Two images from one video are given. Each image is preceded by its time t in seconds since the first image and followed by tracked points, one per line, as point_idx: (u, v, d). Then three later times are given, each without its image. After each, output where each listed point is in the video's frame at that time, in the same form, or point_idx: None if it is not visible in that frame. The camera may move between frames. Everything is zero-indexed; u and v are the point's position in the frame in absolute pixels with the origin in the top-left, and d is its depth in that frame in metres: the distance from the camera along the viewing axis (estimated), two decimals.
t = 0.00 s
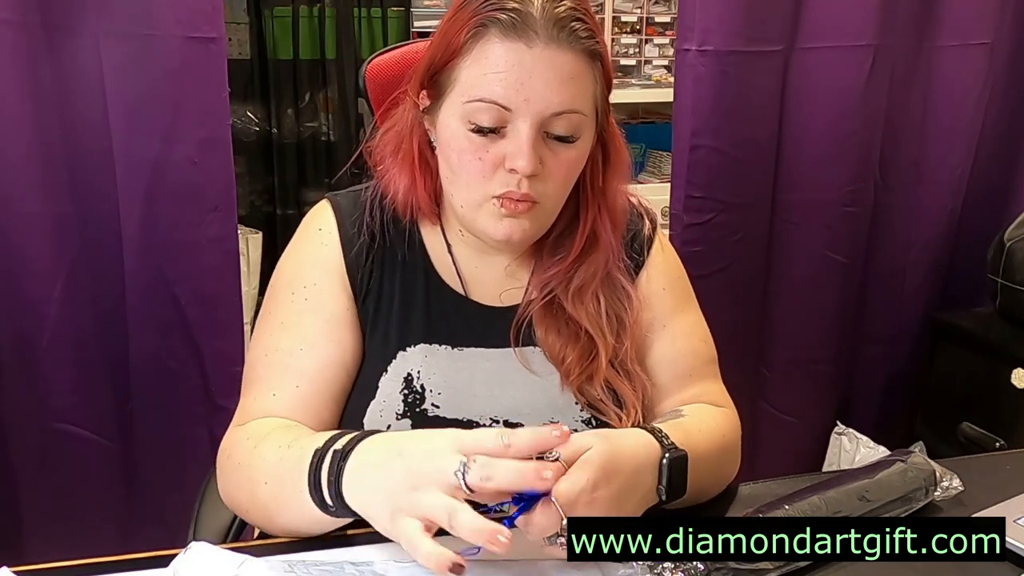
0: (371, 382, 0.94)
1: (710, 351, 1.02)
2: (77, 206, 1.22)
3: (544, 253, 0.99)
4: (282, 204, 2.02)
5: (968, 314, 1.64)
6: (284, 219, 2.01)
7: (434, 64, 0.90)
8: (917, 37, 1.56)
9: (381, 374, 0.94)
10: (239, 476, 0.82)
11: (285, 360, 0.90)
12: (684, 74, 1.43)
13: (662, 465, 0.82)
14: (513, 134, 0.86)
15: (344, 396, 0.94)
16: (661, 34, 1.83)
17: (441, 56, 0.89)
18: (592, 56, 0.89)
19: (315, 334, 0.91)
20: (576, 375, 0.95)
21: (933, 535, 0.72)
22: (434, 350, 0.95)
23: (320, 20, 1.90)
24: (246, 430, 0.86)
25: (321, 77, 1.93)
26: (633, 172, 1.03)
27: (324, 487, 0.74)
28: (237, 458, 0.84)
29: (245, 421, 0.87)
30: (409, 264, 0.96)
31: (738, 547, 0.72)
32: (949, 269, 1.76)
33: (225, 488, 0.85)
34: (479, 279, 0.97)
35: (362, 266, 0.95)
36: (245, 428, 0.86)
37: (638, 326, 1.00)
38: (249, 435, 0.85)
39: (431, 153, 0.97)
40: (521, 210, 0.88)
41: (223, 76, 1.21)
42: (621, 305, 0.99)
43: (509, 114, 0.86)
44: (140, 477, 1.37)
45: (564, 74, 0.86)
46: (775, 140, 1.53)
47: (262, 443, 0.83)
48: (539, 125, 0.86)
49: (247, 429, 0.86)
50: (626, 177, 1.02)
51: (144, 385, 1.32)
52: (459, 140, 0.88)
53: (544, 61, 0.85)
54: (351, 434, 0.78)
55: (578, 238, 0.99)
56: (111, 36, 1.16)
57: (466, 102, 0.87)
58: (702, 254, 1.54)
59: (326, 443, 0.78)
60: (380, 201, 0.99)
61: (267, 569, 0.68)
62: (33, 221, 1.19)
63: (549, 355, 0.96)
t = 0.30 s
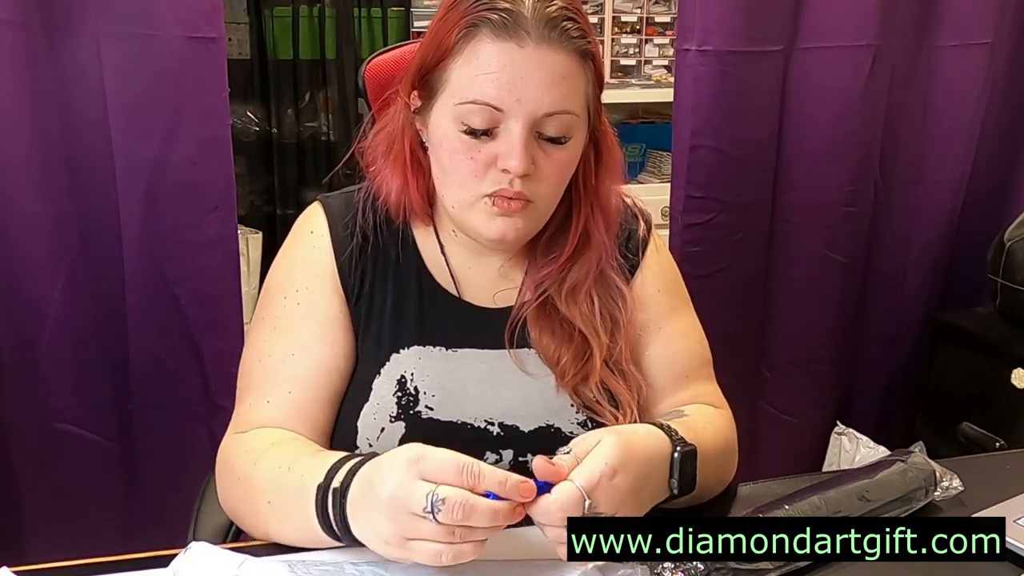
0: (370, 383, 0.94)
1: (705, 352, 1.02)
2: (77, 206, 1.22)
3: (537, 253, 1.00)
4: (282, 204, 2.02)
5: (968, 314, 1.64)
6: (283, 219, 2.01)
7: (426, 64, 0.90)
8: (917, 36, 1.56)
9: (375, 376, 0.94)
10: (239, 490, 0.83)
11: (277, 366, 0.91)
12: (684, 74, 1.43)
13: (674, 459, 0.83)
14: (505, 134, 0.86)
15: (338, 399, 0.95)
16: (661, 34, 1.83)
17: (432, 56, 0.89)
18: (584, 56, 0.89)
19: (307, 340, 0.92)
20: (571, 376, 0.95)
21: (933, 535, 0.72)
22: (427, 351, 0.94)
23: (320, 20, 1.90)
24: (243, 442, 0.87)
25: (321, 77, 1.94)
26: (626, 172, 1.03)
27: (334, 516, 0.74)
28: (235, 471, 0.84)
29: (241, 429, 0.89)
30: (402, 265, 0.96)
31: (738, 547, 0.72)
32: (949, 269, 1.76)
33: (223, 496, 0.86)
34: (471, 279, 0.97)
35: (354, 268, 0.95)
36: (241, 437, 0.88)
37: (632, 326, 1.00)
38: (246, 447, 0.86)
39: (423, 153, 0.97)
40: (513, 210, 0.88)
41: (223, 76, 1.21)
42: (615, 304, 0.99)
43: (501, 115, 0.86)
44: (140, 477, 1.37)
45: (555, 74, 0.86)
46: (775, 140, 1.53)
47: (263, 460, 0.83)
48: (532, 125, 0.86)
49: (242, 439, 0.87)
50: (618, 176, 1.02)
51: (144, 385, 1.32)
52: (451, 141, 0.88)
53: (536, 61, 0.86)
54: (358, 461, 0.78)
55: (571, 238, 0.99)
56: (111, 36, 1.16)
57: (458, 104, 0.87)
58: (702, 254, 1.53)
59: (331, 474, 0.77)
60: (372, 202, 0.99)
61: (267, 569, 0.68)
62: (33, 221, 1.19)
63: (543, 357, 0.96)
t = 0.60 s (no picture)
0: (370, 383, 0.94)
1: (704, 348, 1.02)
2: (77, 206, 1.22)
3: (535, 249, 1.00)
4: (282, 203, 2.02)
5: (968, 314, 1.64)
6: (284, 219, 2.01)
7: (419, 64, 0.90)
8: (917, 36, 1.56)
9: (377, 374, 0.94)
10: (280, 484, 0.82)
11: (291, 362, 0.90)
12: (684, 74, 1.43)
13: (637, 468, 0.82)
14: (500, 131, 0.86)
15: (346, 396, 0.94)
16: (661, 34, 1.83)
17: (425, 56, 0.89)
18: (575, 50, 0.89)
19: (319, 335, 0.91)
20: (569, 373, 0.95)
21: (933, 535, 0.72)
22: (429, 349, 0.94)
23: (320, 20, 1.90)
24: (277, 435, 0.86)
25: (321, 77, 1.93)
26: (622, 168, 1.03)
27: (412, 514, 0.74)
28: (274, 466, 0.83)
29: (256, 425, 0.88)
30: (403, 263, 0.96)
31: (738, 548, 0.72)
32: (949, 269, 1.76)
33: (250, 493, 0.85)
34: (471, 278, 0.97)
35: (357, 266, 0.95)
36: (267, 433, 0.87)
37: (630, 322, 1.00)
38: (281, 442, 0.85)
39: (419, 152, 0.98)
40: (513, 208, 0.88)
41: (223, 76, 1.21)
42: (612, 299, 0.99)
43: (496, 112, 0.86)
44: (140, 477, 1.37)
45: (548, 69, 0.86)
46: (775, 140, 1.53)
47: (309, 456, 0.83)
48: (526, 122, 0.86)
49: (265, 434, 0.87)
50: (614, 173, 1.02)
51: (144, 385, 1.32)
52: (446, 139, 0.88)
53: (528, 57, 0.86)
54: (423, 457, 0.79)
55: (567, 233, 0.99)
56: (111, 36, 1.16)
57: (452, 102, 0.87)
58: (702, 254, 1.53)
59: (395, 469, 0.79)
60: (369, 201, 0.99)
61: (268, 569, 0.68)
62: (33, 220, 1.19)
63: (542, 355, 0.96)
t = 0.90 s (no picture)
0: (371, 382, 0.94)
1: (709, 349, 1.01)
2: (76, 206, 1.22)
3: (543, 248, 1.00)
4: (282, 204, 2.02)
5: (968, 314, 1.64)
6: (283, 219, 2.01)
7: (428, 64, 0.90)
8: (917, 37, 1.56)
9: (387, 370, 0.94)
10: (306, 479, 0.82)
11: (303, 359, 0.90)
12: (684, 74, 1.43)
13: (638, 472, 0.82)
14: (509, 129, 0.86)
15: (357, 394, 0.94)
16: (661, 34, 1.83)
17: (435, 56, 0.89)
18: (583, 50, 0.89)
19: (331, 331, 0.91)
20: (576, 371, 0.96)
21: (934, 535, 0.72)
22: (438, 345, 0.94)
23: (320, 20, 1.90)
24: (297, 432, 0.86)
25: (320, 77, 1.93)
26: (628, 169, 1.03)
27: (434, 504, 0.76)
28: (298, 463, 0.84)
29: (272, 423, 0.88)
30: (412, 261, 0.96)
31: (738, 548, 0.72)
32: (949, 269, 1.76)
33: (273, 492, 0.84)
34: (479, 277, 0.97)
35: (368, 261, 0.95)
36: (284, 430, 0.87)
37: (638, 320, 1.00)
38: (300, 438, 0.85)
39: (428, 152, 0.98)
40: (523, 204, 0.88)
41: (223, 76, 1.21)
42: (620, 298, 0.99)
43: (505, 110, 0.86)
44: (140, 477, 1.37)
45: (556, 68, 0.86)
46: (775, 140, 1.53)
47: (331, 451, 0.84)
48: (535, 120, 0.86)
49: (282, 432, 0.87)
50: (621, 172, 1.02)
51: (144, 385, 1.32)
52: (455, 138, 0.88)
53: (536, 56, 0.86)
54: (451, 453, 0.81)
55: (575, 231, 0.99)
56: (111, 36, 1.16)
57: (462, 100, 0.87)
58: (702, 254, 1.53)
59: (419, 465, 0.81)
60: (378, 200, 0.99)
61: (268, 569, 0.68)
62: (32, 220, 1.19)
63: (550, 353, 0.96)
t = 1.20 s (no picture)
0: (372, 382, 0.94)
1: (713, 349, 1.01)
2: (76, 205, 1.22)
3: (548, 247, 1.00)
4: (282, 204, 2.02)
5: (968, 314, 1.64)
6: (283, 219, 2.01)
7: (434, 62, 0.90)
8: (917, 37, 1.56)
9: (396, 367, 0.94)
10: (311, 479, 0.83)
11: (311, 357, 0.90)
12: (684, 74, 1.43)
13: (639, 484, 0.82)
14: (515, 124, 0.86)
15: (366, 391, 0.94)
16: (661, 34, 1.83)
17: (440, 53, 0.89)
18: (588, 46, 0.89)
19: (339, 328, 0.92)
20: (581, 369, 0.96)
21: (933, 535, 0.72)
22: (445, 343, 0.94)
23: (320, 20, 1.90)
24: (305, 430, 0.87)
25: (320, 77, 1.93)
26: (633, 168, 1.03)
27: (429, 504, 0.75)
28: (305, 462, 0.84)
29: (281, 422, 0.88)
30: (419, 259, 0.96)
31: (738, 548, 0.71)
32: (949, 269, 1.76)
33: (280, 489, 0.85)
34: (485, 275, 0.97)
35: (375, 260, 0.95)
36: (293, 429, 0.87)
37: (643, 319, 1.00)
38: (308, 438, 0.86)
39: (434, 152, 0.98)
40: (528, 200, 0.88)
41: (223, 76, 1.21)
42: (624, 296, 0.99)
43: (510, 105, 0.86)
44: (140, 477, 1.37)
45: (562, 63, 0.86)
46: (775, 140, 1.53)
47: (337, 450, 0.84)
48: (540, 115, 0.86)
49: (290, 430, 0.87)
50: (626, 172, 1.02)
51: (145, 385, 1.32)
52: (461, 134, 0.88)
53: (541, 51, 0.86)
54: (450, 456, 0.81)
55: (580, 230, 0.99)
56: (111, 36, 1.16)
57: (467, 97, 0.87)
58: (703, 254, 1.53)
59: (418, 466, 0.80)
60: (383, 199, 0.99)
61: (269, 569, 0.68)
62: (32, 220, 1.19)
63: (555, 352, 0.96)
